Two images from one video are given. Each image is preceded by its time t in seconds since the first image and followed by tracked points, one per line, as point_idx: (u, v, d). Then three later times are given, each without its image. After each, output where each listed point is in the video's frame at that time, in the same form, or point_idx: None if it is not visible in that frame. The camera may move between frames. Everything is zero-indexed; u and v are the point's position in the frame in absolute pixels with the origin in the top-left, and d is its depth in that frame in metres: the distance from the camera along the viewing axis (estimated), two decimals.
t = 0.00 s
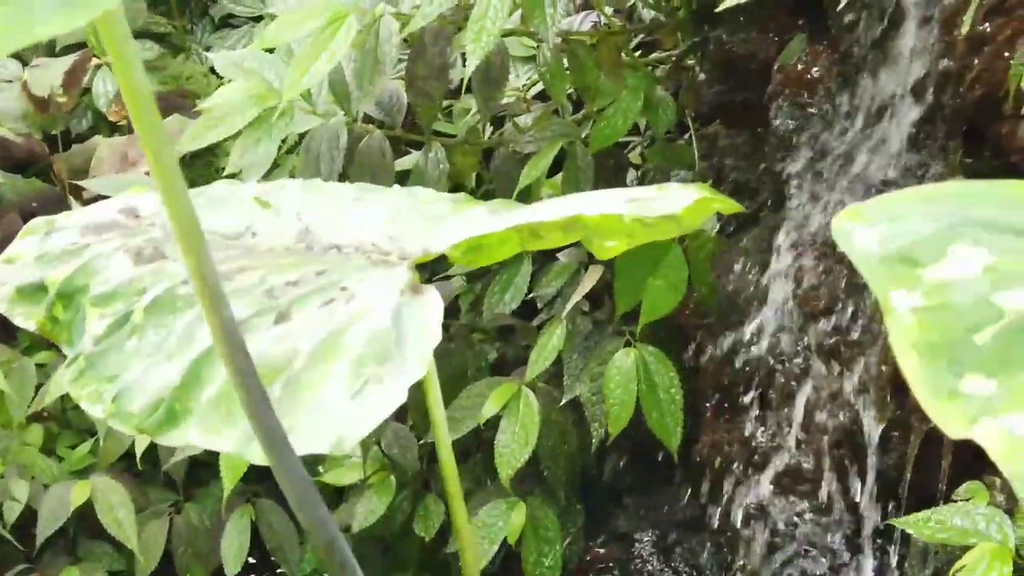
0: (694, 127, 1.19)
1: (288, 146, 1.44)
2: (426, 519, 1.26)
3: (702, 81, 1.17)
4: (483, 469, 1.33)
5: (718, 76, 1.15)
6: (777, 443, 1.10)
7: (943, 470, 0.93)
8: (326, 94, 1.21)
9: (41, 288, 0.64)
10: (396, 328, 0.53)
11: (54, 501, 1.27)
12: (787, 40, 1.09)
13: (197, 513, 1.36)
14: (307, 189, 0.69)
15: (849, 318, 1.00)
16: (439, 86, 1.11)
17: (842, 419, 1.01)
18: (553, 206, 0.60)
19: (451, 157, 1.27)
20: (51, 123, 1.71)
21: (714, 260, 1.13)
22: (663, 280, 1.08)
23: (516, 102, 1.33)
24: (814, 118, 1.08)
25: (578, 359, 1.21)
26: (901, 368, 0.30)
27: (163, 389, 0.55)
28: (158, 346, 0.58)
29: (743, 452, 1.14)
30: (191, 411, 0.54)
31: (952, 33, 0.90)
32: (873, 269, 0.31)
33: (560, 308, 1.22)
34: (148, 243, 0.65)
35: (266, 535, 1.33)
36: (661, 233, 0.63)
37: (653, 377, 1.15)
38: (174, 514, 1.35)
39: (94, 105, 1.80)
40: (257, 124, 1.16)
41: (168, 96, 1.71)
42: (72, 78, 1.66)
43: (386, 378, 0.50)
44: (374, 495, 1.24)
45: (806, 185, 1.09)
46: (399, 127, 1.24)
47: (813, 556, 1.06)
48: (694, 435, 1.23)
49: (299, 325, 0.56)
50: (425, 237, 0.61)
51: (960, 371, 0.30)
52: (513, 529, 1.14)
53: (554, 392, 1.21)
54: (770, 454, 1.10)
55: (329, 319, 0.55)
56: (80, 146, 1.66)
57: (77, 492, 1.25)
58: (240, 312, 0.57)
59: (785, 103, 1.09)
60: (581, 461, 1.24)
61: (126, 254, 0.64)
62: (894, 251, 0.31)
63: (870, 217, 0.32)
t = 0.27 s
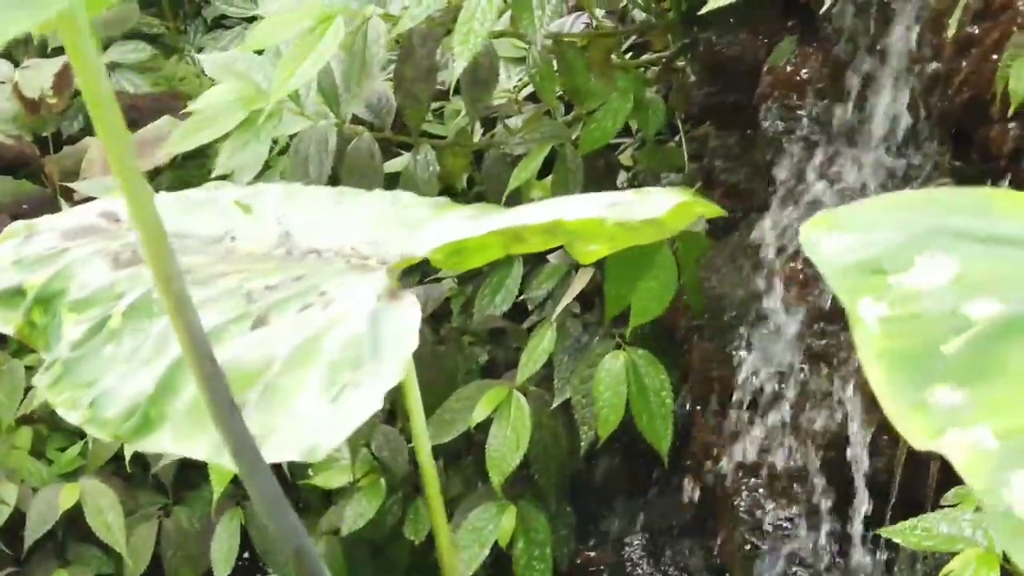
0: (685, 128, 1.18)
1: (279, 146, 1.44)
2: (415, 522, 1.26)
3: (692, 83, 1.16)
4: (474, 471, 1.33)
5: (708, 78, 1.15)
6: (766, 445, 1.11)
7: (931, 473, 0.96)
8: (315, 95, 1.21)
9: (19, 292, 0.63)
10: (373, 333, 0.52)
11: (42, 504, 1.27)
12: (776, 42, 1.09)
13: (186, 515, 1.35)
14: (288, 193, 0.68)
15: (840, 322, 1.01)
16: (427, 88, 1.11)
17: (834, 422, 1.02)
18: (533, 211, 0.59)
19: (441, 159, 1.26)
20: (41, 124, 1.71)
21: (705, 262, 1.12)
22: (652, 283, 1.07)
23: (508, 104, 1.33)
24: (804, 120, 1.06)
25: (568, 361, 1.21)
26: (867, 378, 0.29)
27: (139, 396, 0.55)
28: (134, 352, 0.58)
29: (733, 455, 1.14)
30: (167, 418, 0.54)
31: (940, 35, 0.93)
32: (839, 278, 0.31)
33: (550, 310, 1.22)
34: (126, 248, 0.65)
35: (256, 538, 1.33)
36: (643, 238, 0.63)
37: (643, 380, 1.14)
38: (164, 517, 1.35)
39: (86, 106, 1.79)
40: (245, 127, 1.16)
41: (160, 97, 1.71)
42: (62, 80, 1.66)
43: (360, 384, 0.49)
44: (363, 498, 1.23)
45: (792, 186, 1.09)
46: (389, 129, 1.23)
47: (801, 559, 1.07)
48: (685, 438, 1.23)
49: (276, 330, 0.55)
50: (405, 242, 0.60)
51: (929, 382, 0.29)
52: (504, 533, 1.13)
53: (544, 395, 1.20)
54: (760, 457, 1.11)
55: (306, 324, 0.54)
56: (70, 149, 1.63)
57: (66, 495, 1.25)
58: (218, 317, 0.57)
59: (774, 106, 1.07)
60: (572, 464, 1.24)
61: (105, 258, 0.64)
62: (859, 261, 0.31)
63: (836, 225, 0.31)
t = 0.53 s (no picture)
0: (674, 131, 1.18)
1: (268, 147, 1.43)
2: (405, 525, 1.25)
3: (682, 85, 1.15)
4: (463, 473, 1.32)
5: (697, 79, 1.14)
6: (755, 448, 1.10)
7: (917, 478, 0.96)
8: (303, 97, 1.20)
9: None
10: (346, 339, 0.52)
11: (30, 508, 1.26)
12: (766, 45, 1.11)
13: (176, 518, 1.34)
14: (267, 198, 0.68)
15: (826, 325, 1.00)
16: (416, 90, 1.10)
17: (819, 423, 1.01)
18: (512, 215, 0.59)
19: (430, 161, 1.26)
20: (30, 125, 1.70)
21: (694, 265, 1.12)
22: (641, 285, 1.07)
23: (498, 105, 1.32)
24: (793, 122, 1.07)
25: (558, 365, 1.20)
26: (831, 390, 0.29)
27: (115, 402, 0.55)
28: (111, 359, 0.57)
29: (722, 457, 1.14)
30: (143, 425, 0.53)
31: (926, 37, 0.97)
32: (805, 287, 0.30)
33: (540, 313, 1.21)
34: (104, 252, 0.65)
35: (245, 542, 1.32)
36: (624, 241, 0.62)
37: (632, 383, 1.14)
38: (153, 520, 1.34)
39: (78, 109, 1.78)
40: (233, 129, 1.15)
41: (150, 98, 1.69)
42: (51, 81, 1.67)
43: (334, 391, 0.49)
44: (353, 502, 1.22)
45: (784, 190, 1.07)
46: (377, 131, 1.22)
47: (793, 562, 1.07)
48: (675, 441, 1.23)
49: (251, 337, 0.55)
50: (383, 248, 0.60)
51: (893, 394, 0.29)
52: (493, 537, 1.13)
53: (534, 398, 1.20)
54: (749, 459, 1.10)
55: (280, 330, 0.54)
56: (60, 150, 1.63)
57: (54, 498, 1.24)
58: (193, 323, 0.56)
59: (762, 107, 1.08)
60: (561, 467, 1.24)
61: (82, 263, 0.64)
62: (825, 270, 0.31)
63: (804, 233, 0.31)
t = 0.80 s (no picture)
0: (664, 133, 1.18)
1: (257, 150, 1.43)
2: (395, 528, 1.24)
3: (670, 86, 1.15)
4: (454, 477, 1.31)
5: (686, 81, 1.14)
6: (744, 451, 1.09)
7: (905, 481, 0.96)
8: (292, 98, 1.20)
9: None
10: (321, 347, 0.51)
11: (18, 511, 1.25)
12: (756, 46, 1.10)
13: (165, 522, 1.34)
14: (245, 202, 0.67)
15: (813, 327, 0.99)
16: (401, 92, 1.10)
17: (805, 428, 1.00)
18: (491, 220, 0.58)
19: (420, 163, 1.25)
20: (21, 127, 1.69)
21: (684, 268, 1.11)
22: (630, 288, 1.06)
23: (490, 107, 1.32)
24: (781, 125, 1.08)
25: (547, 368, 1.19)
26: (795, 401, 0.29)
27: (89, 408, 0.54)
28: (85, 365, 0.57)
29: (711, 460, 1.13)
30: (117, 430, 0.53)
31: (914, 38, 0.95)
32: (769, 298, 0.31)
33: (529, 315, 1.21)
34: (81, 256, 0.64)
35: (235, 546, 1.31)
36: (607, 246, 0.62)
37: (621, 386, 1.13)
38: (142, 523, 1.34)
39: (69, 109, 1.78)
40: (221, 131, 1.15)
41: (141, 100, 1.68)
42: (42, 81, 1.68)
43: (308, 398, 0.48)
44: (342, 506, 1.22)
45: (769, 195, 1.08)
46: (366, 133, 1.22)
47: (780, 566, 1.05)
48: (664, 443, 1.22)
49: (226, 343, 0.54)
50: (362, 253, 0.59)
51: (857, 407, 0.28)
52: (483, 541, 1.12)
53: (523, 401, 1.19)
54: (737, 464, 1.09)
55: (254, 337, 0.54)
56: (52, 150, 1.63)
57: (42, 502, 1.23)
58: (170, 329, 0.56)
59: (752, 110, 1.09)
60: (550, 471, 1.23)
61: (59, 269, 0.63)
62: (791, 280, 0.31)
63: (770, 245, 0.32)
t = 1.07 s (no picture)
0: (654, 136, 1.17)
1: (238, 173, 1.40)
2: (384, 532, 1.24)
3: (660, 89, 1.14)
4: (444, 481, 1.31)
5: (675, 84, 1.13)
6: (734, 456, 1.08)
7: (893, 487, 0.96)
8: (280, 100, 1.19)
9: None
10: (294, 354, 0.50)
11: (6, 515, 1.25)
12: (744, 48, 1.11)
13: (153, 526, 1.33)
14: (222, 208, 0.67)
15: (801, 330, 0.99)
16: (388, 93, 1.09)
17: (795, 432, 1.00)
18: (468, 226, 0.58)
19: (409, 165, 1.25)
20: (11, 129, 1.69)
21: (673, 271, 1.11)
22: (618, 291, 1.05)
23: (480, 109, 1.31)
24: (767, 129, 1.09)
25: (536, 372, 1.19)
26: (754, 416, 0.29)
27: (63, 417, 0.54)
28: (60, 373, 0.57)
29: (701, 464, 1.13)
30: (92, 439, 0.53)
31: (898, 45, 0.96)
32: (730, 311, 0.30)
33: (519, 318, 1.20)
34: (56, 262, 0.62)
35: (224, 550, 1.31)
36: (587, 252, 0.61)
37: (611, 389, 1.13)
38: (131, 527, 1.33)
39: (60, 111, 1.79)
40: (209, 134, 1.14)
41: (130, 104, 1.66)
42: (32, 84, 1.69)
43: (281, 407, 0.48)
44: (331, 510, 1.21)
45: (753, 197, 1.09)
46: (354, 135, 1.21)
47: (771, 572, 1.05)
48: (654, 447, 1.22)
49: (201, 351, 0.53)
50: (337, 258, 0.58)
51: (817, 422, 0.28)
52: (472, 545, 1.12)
53: (512, 404, 1.19)
54: (727, 468, 1.09)
55: (228, 345, 0.53)
56: (43, 153, 1.64)
57: (29, 507, 1.22)
58: (145, 337, 0.55)
59: (738, 113, 1.08)
60: (539, 474, 1.23)
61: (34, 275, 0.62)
62: (753, 293, 0.31)
63: (732, 257, 0.32)
